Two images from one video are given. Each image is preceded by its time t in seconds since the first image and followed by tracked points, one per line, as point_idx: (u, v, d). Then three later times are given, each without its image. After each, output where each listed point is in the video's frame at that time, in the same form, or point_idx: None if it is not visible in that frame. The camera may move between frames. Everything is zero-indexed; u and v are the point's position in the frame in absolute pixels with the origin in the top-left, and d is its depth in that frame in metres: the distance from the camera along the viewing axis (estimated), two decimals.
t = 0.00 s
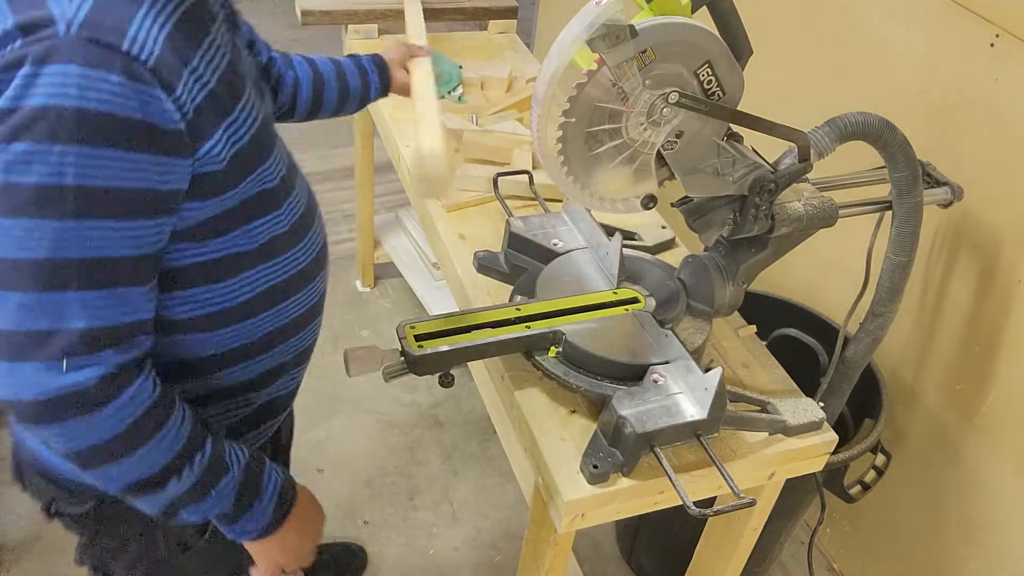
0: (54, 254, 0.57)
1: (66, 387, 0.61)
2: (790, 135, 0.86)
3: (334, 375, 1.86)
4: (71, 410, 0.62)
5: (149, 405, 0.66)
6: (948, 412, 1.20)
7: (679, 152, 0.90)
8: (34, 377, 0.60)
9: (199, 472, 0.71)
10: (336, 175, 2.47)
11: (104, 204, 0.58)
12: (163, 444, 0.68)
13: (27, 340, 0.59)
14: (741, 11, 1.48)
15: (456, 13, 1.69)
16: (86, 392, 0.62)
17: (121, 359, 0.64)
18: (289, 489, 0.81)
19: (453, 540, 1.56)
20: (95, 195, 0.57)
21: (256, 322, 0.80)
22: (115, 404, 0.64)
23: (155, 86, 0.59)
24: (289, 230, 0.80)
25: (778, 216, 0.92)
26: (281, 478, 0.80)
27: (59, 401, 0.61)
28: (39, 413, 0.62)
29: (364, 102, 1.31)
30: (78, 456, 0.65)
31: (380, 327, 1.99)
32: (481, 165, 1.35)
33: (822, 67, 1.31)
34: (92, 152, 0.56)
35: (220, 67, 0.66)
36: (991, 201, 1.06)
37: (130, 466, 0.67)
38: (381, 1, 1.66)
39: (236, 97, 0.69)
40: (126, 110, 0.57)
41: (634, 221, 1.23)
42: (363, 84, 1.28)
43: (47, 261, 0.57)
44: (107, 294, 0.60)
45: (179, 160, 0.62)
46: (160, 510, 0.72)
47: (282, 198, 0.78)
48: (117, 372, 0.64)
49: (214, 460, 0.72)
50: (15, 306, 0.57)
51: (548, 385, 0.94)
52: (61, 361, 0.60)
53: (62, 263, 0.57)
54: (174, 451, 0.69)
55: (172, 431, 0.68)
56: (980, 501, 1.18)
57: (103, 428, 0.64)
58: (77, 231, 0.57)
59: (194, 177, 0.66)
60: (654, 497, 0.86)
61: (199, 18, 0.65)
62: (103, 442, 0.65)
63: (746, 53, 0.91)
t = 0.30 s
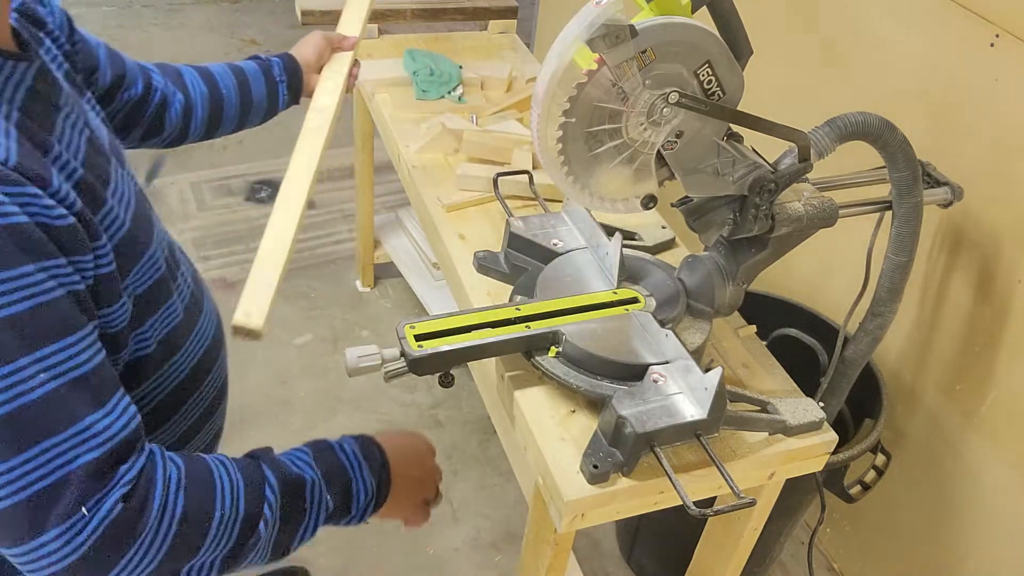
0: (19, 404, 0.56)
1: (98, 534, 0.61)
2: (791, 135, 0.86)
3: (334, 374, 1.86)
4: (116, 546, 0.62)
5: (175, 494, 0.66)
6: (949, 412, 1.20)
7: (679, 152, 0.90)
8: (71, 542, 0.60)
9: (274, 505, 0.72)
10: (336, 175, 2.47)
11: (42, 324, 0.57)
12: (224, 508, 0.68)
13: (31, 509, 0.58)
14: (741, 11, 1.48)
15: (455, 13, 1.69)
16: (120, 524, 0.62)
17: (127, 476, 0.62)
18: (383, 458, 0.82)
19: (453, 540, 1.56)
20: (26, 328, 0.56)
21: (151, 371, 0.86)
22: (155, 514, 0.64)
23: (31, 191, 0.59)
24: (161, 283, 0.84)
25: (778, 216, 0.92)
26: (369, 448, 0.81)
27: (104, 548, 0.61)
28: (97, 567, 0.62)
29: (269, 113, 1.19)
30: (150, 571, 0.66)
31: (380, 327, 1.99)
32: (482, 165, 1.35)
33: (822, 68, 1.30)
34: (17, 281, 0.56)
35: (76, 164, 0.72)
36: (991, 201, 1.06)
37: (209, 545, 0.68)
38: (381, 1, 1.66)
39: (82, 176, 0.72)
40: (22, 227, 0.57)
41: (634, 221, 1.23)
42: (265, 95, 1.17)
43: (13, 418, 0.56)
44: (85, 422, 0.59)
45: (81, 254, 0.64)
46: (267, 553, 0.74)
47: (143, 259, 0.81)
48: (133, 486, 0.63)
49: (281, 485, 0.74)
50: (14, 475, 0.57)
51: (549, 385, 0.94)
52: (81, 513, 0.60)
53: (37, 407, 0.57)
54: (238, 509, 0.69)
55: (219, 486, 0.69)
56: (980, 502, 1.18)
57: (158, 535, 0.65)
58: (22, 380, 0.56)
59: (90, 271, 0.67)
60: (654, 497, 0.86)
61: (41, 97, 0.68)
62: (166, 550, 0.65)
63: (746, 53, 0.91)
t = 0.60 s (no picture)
0: (39, 393, 0.54)
1: (172, 470, 0.59)
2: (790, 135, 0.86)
3: (334, 374, 1.86)
4: (199, 469, 0.61)
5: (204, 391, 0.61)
6: (949, 412, 1.20)
7: (679, 152, 0.90)
8: (159, 482, 0.59)
9: (283, 333, 0.66)
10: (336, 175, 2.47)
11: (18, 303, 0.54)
12: (258, 374, 0.64)
13: (101, 476, 0.57)
14: (742, 10, 1.48)
15: (455, 13, 1.69)
16: (190, 450, 0.60)
17: (165, 405, 0.59)
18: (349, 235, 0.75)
19: (453, 540, 1.56)
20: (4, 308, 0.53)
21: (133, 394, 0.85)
22: (212, 424, 0.61)
23: None
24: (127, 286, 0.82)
25: (778, 216, 0.92)
26: (326, 227, 0.73)
27: (192, 474, 0.60)
28: (197, 492, 0.62)
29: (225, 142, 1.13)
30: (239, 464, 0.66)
31: (380, 327, 1.99)
32: (481, 165, 1.35)
33: (821, 68, 1.31)
34: None
35: (23, 173, 0.66)
36: (991, 201, 1.06)
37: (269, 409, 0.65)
38: (381, 1, 1.66)
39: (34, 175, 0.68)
40: None
41: (634, 221, 1.23)
42: (219, 128, 1.10)
43: (45, 398, 0.54)
44: (106, 386, 0.56)
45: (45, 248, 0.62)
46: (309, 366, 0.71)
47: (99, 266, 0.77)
48: (182, 408, 0.60)
49: (281, 313, 0.67)
50: (71, 448, 0.56)
51: (548, 385, 0.94)
52: (155, 451, 0.58)
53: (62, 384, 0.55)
54: (269, 365, 0.65)
55: (242, 362, 0.64)
56: (980, 501, 1.18)
57: (230, 435, 0.62)
58: (34, 353, 0.54)
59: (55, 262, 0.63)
60: (654, 497, 0.86)
61: None
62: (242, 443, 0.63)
63: (746, 53, 0.91)
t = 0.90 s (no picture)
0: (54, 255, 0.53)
1: (228, 275, 0.59)
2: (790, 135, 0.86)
3: (334, 374, 1.86)
4: (258, 271, 0.60)
5: (232, 199, 0.61)
6: (949, 411, 1.20)
7: (679, 152, 0.90)
8: (221, 286, 0.58)
9: (290, 133, 0.64)
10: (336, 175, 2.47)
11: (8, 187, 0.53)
12: (281, 171, 0.63)
13: (160, 301, 0.57)
14: (742, 10, 1.48)
15: (456, 13, 1.69)
16: (238, 251, 0.59)
17: (194, 220, 0.59)
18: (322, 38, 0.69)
19: (453, 540, 1.56)
20: None
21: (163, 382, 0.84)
22: (255, 227, 0.60)
23: None
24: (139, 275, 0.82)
25: (778, 216, 0.92)
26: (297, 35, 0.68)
27: (252, 284, 0.60)
28: (269, 300, 0.61)
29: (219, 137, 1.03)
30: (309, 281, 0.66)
31: (380, 327, 1.99)
32: (482, 165, 1.35)
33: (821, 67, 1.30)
34: None
35: None
36: (990, 201, 1.06)
37: (307, 202, 0.64)
38: (381, 2, 1.66)
39: (3, 151, 0.62)
40: None
41: (634, 220, 1.23)
42: (205, 123, 1.00)
43: (71, 252, 0.54)
44: (121, 221, 0.56)
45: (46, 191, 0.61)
46: (337, 172, 0.69)
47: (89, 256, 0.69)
48: (213, 216, 0.59)
49: (278, 116, 0.65)
50: (121, 284, 0.55)
51: (548, 385, 0.94)
52: (205, 256, 0.58)
53: (86, 234, 0.54)
54: (291, 166, 0.63)
55: (266, 168, 0.62)
56: (980, 500, 1.18)
57: (279, 235, 0.61)
58: (44, 224, 0.53)
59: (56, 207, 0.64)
60: (654, 498, 0.86)
61: None
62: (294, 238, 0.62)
63: (746, 53, 0.91)
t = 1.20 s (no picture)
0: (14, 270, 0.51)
1: (199, 300, 0.55)
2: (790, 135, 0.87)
3: (334, 374, 1.86)
4: (232, 299, 0.56)
5: (222, 225, 0.57)
6: (948, 411, 1.20)
7: (679, 152, 0.90)
8: (190, 310, 0.55)
9: (312, 166, 0.60)
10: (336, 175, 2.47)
11: None
12: (282, 201, 0.58)
13: (126, 326, 0.54)
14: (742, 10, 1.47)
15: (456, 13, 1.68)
16: (212, 277, 0.56)
17: (175, 243, 0.56)
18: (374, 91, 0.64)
19: (453, 540, 1.56)
20: None
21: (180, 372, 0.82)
22: (238, 255, 0.56)
23: None
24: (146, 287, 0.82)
25: (778, 216, 0.92)
26: (349, 86, 0.64)
27: (225, 313, 0.56)
28: (244, 332, 0.57)
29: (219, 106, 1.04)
30: (301, 324, 0.60)
31: (381, 327, 1.99)
32: (482, 165, 1.35)
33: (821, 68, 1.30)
34: None
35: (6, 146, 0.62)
36: (991, 201, 1.06)
37: (308, 233, 0.58)
38: (382, 2, 1.66)
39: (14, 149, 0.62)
40: None
41: (634, 220, 1.23)
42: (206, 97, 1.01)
43: (38, 268, 0.52)
44: (95, 240, 0.53)
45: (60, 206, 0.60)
46: (366, 216, 0.64)
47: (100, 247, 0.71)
48: (195, 238, 0.57)
49: (308, 150, 0.60)
50: (86, 307, 0.53)
51: (548, 385, 0.94)
52: (174, 282, 0.55)
53: (49, 255, 0.52)
54: (302, 197, 0.58)
55: (270, 198, 0.58)
56: (980, 500, 1.17)
57: (265, 268, 0.57)
58: (17, 240, 0.52)
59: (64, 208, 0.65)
60: (654, 498, 0.86)
61: None
62: (282, 264, 0.57)
63: (746, 53, 0.91)
